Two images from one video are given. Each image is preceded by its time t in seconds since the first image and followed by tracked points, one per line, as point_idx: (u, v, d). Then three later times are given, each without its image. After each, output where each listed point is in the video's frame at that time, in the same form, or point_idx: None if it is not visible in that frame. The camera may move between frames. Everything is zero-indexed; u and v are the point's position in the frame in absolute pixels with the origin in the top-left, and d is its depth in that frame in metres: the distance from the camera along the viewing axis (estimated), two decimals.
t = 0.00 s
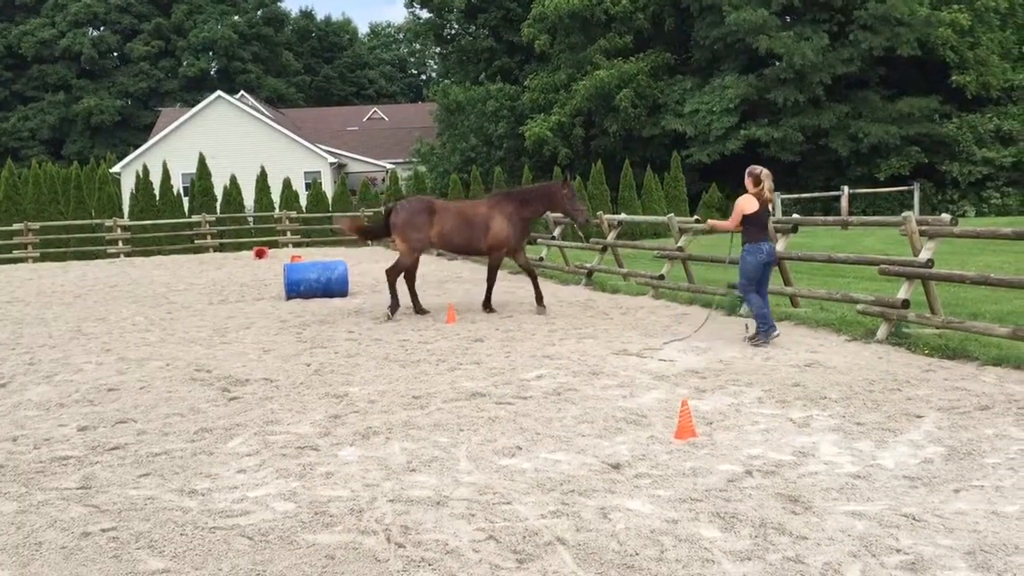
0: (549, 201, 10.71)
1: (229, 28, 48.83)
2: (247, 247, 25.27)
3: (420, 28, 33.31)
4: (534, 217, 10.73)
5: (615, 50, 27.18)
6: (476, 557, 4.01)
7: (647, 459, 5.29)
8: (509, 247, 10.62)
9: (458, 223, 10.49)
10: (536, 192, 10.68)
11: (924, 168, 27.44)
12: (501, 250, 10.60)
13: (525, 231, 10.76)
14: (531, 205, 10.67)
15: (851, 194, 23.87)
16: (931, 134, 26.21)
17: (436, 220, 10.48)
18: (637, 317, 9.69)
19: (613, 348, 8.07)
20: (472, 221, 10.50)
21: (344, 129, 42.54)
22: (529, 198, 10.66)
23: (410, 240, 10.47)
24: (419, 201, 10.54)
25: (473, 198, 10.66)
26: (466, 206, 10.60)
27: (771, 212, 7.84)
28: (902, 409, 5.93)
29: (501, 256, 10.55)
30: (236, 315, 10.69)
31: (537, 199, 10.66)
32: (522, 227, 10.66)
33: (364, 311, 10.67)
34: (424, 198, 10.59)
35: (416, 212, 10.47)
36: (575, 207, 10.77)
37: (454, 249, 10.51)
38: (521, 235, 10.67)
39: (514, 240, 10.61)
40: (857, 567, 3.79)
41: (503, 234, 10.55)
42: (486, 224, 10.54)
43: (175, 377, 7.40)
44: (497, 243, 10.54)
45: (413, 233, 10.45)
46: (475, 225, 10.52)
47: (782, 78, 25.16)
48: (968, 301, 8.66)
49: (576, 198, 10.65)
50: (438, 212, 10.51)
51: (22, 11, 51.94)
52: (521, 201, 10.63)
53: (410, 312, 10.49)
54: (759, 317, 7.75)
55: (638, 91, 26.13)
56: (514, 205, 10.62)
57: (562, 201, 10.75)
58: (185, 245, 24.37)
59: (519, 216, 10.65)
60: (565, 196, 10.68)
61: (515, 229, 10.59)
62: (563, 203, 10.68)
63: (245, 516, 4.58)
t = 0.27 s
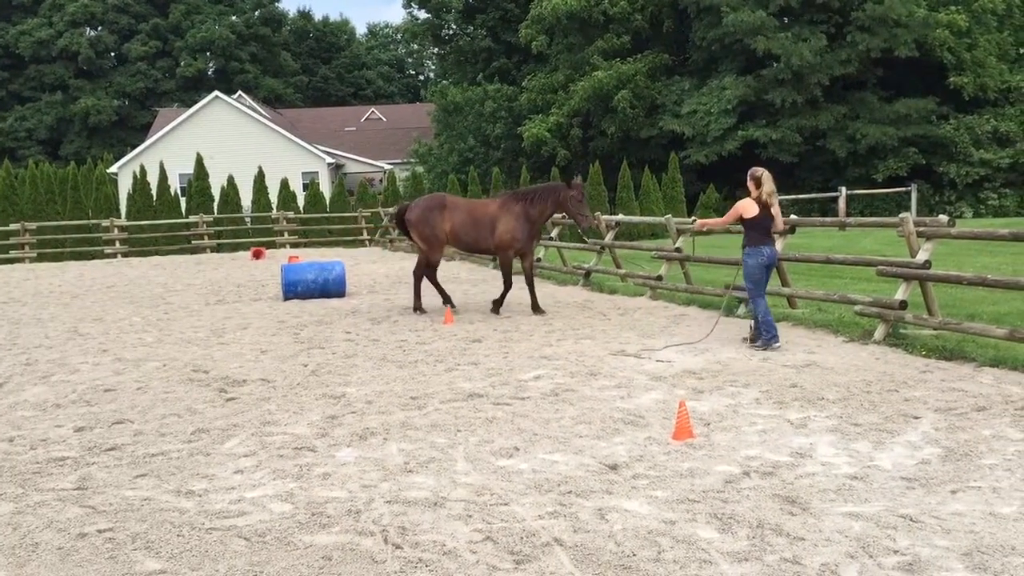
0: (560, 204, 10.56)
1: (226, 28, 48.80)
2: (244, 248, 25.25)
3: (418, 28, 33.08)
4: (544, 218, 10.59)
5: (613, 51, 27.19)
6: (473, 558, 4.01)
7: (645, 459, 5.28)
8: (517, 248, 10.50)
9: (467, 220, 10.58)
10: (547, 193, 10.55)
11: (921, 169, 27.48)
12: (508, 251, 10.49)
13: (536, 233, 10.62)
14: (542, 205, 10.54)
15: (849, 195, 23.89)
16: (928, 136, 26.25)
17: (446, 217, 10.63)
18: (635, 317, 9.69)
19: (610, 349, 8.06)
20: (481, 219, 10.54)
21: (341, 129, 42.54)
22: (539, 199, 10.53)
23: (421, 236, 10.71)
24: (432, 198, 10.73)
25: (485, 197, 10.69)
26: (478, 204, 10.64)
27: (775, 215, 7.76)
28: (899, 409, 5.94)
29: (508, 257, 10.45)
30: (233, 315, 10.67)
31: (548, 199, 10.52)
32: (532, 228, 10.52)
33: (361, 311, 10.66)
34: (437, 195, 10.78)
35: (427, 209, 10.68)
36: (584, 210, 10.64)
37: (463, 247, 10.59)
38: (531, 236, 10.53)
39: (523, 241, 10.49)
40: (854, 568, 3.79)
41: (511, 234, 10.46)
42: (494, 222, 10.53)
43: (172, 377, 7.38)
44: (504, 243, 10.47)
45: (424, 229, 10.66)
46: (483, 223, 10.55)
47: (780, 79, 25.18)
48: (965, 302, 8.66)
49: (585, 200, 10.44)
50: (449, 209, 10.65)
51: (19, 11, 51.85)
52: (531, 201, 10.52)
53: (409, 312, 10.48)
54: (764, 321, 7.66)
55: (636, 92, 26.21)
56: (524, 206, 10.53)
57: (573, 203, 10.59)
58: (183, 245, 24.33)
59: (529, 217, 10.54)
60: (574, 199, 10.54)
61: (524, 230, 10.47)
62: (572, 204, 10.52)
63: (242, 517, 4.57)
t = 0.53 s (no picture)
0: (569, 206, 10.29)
1: (225, 27, 48.76)
2: (242, 247, 25.23)
3: (416, 26, 32.81)
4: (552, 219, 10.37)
5: (612, 50, 27.20)
6: (472, 556, 4.01)
7: (643, 458, 5.29)
8: (525, 249, 10.35)
9: (475, 221, 10.61)
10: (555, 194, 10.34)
11: (919, 169, 27.50)
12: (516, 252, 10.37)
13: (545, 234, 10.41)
14: (550, 206, 10.34)
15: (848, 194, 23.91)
16: (927, 135, 26.27)
17: (457, 217, 10.75)
18: (633, 317, 9.69)
19: (609, 348, 8.07)
20: (490, 219, 10.54)
21: (340, 128, 42.52)
22: (547, 199, 10.35)
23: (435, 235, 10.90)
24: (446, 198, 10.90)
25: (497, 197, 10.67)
26: (489, 205, 10.66)
27: (777, 215, 7.69)
28: (897, 408, 5.94)
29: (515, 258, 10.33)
30: (231, 314, 10.67)
31: (556, 200, 10.31)
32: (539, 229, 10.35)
33: (360, 310, 10.66)
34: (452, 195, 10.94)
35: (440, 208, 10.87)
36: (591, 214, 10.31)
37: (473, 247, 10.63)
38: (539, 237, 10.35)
39: (531, 242, 10.34)
40: (852, 566, 3.80)
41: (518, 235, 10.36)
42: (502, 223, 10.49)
43: (171, 376, 7.38)
44: (512, 244, 10.38)
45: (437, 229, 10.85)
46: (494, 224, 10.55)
47: (778, 78, 25.19)
48: (963, 301, 8.67)
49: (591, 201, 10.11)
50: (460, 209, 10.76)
51: (17, 10, 51.78)
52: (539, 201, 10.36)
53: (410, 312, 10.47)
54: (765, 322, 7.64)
55: (634, 91, 26.23)
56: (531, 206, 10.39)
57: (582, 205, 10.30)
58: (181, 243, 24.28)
59: (537, 218, 10.36)
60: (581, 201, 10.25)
61: (532, 231, 10.31)
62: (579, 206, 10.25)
63: (240, 515, 4.57)
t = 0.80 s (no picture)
0: (564, 196, 9.88)
1: (225, 24, 48.74)
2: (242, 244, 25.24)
3: (416, 24, 33.10)
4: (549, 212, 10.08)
5: (612, 48, 27.18)
6: (471, 553, 4.01)
7: (643, 456, 5.28)
8: (526, 245, 10.19)
9: (482, 217, 10.70)
10: (550, 186, 10.05)
11: (920, 166, 27.48)
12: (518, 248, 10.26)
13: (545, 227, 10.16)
14: (547, 198, 10.08)
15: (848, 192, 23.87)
16: (927, 132, 26.26)
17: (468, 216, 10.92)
18: (633, 314, 9.69)
19: (609, 345, 8.06)
20: (497, 216, 10.57)
21: (340, 125, 42.47)
22: (543, 192, 10.09)
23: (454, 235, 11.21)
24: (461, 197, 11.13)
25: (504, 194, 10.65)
26: (497, 202, 10.68)
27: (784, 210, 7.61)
28: (898, 406, 5.94)
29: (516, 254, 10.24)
30: (231, 311, 10.66)
31: (553, 193, 10.00)
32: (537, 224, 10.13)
33: (360, 307, 10.67)
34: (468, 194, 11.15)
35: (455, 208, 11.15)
36: (581, 200, 9.72)
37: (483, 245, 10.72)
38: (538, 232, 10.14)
39: (530, 237, 10.15)
40: (853, 563, 3.80)
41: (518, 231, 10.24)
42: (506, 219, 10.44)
43: (171, 373, 7.38)
44: (514, 240, 10.31)
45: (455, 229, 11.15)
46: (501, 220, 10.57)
47: (779, 76, 25.18)
48: (963, 298, 8.65)
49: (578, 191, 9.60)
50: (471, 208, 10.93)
51: (17, 7, 51.74)
52: (535, 195, 10.16)
53: (410, 308, 10.47)
54: (769, 321, 7.57)
55: (635, 89, 26.21)
56: (529, 200, 10.21)
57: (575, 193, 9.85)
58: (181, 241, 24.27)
59: (533, 212, 10.14)
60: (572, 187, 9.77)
61: (530, 226, 10.13)
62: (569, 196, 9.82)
63: (240, 512, 4.57)
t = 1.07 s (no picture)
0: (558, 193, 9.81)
1: (226, 22, 48.72)
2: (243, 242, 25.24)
3: (417, 22, 33.10)
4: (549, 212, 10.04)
5: (613, 45, 27.17)
6: (473, 551, 4.01)
7: (645, 453, 5.29)
8: (529, 246, 10.21)
9: (490, 217, 10.78)
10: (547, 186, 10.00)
11: (921, 164, 27.47)
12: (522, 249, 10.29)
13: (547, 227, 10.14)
14: (546, 197, 10.03)
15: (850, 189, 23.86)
16: (929, 130, 26.24)
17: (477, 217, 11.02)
18: (635, 312, 9.69)
19: (611, 343, 8.06)
20: (503, 215, 10.61)
21: (341, 123, 42.45)
22: (541, 192, 10.06)
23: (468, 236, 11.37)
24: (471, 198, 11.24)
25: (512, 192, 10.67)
26: (503, 202, 10.72)
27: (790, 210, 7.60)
28: (900, 403, 5.94)
29: (520, 255, 10.26)
30: (233, 309, 10.66)
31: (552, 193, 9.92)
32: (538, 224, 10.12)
33: (362, 305, 10.68)
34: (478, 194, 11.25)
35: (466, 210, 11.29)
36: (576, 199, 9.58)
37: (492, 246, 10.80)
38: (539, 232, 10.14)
39: (532, 238, 10.17)
40: (854, 560, 3.80)
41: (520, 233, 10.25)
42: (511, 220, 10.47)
43: (173, 371, 7.38)
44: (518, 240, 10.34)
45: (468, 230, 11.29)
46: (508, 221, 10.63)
47: (780, 73, 25.15)
48: (965, 296, 8.66)
49: (570, 190, 9.48)
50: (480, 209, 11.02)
51: (18, 5, 51.74)
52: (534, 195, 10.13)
53: (412, 306, 10.47)
54: (771, 319, 7.57)
55: (636, 86, 26.20)
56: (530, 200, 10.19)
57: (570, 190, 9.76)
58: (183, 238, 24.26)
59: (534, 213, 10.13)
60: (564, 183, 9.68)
61: (530, 226, 10.13)
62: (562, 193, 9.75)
63: (242, 510, 4.57)
